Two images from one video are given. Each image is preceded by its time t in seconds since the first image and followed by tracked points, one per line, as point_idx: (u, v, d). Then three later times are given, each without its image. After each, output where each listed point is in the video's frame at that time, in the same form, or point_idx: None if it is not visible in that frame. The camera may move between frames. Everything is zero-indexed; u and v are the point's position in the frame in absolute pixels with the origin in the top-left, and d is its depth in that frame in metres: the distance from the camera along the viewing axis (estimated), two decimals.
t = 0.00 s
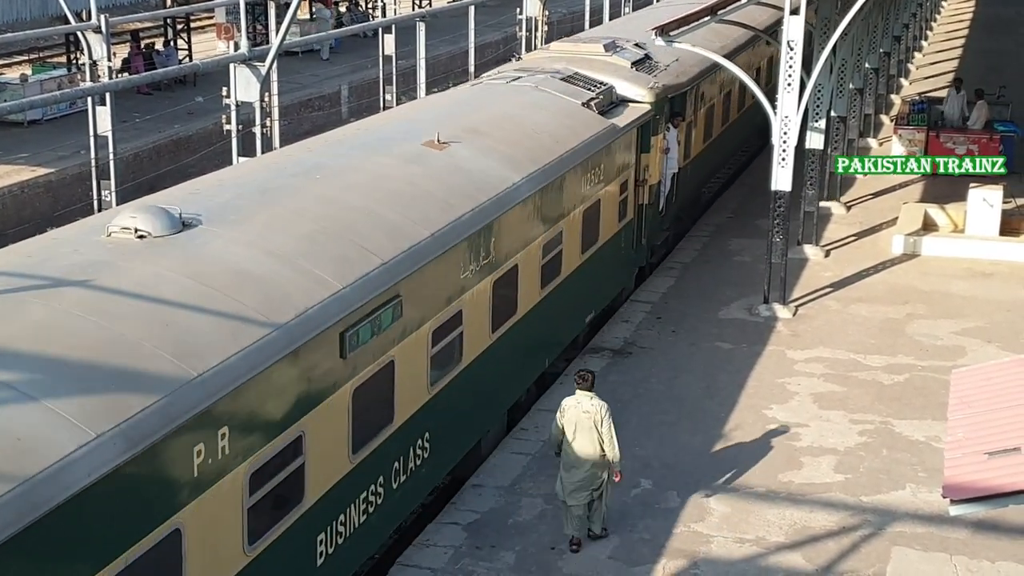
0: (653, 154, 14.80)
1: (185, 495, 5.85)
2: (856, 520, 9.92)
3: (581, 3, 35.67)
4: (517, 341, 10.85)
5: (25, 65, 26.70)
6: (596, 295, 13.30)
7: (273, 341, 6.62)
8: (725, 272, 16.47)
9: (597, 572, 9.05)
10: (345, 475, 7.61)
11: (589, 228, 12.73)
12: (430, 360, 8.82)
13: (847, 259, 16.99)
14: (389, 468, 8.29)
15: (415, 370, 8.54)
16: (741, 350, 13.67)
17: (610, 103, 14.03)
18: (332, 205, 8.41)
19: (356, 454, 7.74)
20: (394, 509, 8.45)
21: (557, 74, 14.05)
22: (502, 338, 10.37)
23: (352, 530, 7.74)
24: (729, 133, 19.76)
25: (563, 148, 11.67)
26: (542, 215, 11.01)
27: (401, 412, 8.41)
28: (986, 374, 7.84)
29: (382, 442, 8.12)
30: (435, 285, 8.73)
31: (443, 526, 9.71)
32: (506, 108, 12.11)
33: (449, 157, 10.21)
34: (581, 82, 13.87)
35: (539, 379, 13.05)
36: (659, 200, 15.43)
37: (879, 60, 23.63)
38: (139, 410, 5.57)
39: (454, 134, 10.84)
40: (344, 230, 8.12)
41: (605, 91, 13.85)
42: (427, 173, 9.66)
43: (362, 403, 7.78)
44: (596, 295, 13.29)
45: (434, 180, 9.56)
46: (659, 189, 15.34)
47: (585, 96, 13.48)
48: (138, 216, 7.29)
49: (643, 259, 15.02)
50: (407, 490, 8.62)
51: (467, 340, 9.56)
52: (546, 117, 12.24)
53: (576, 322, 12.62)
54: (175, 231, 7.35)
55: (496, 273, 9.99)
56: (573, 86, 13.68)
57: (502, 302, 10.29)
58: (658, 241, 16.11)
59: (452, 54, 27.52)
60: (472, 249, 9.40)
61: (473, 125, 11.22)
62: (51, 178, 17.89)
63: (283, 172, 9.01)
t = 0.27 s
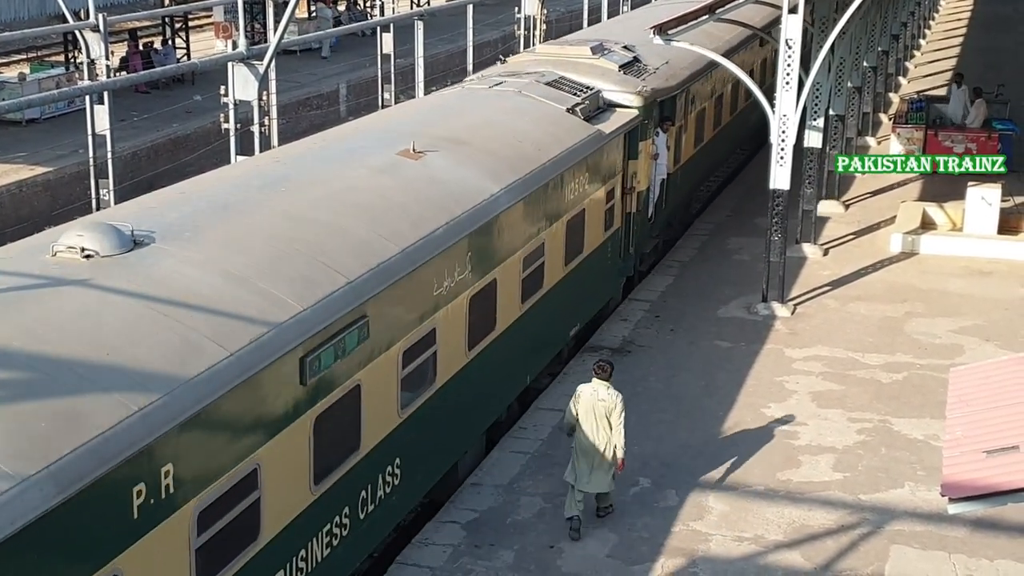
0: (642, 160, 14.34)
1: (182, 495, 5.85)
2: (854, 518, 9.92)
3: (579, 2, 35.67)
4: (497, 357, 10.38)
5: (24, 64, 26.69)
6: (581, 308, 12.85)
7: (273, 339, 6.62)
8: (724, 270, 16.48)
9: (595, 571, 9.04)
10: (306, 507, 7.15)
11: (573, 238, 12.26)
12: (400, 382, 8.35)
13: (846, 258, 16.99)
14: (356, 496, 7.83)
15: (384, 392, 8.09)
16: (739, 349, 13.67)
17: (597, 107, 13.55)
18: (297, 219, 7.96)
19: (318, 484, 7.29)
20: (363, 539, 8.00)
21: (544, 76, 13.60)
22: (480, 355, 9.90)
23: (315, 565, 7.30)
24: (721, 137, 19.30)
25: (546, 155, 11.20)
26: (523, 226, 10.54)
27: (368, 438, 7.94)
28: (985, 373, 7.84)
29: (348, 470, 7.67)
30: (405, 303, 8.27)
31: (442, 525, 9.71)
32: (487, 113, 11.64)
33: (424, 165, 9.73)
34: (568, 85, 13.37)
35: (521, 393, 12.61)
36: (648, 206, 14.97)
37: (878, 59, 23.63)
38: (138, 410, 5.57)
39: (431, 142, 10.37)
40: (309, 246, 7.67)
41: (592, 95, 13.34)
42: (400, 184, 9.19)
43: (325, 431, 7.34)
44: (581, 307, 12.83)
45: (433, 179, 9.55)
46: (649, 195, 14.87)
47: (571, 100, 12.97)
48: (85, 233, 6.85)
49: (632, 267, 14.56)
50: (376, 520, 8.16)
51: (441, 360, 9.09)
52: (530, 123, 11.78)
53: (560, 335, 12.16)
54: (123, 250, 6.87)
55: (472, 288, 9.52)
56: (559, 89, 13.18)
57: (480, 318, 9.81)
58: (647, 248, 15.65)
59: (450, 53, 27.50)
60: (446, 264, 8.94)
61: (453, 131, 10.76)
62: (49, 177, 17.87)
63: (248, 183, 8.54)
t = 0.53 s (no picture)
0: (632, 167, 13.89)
1: (182, 494, 5.86)
2: (855, 516, 9.92)
3: None
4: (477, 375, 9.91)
5: (23, 62, 26.68)
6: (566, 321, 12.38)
7: (273, 338, 6.61)
8: (725, 268, 16.48)
9: (596, 569, 9.04)
10: (265, 544, 6.68)
11: (558, 249, 11.80)
12: (369, 407, 7.86)
13: (846, 256, 16.99)
14: (321, 529, 7.35)
15: (351, 418, 7.61)
16: (740, 347, 13.67)
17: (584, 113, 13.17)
18: (260, 235, 7.51)
19: (276, 520, 6.79)
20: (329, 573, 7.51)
21: (529, 82, 13.21)
22: (458, 374, 9.43)
23: None
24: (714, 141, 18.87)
25: (528, 164, 10.77)
26: (503, 240, 10.09)
27: (333, 466, 7.46)
28: (986, 371, 7.83)
29: (311, 501, 7.19)
30: (374, 323, 7.80)
31: (442, 523, 9.71)
32: (468, 121, 11.23)
33: (399, 176, 9.29)
34: (553, 91, 13.00)
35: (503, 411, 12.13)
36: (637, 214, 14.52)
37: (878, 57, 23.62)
38: (138, 408, 5.57)
39: (407, 151, 9.92)
40: (271, 264, 7.21)
41: (578, 101, 12.95)
42: (372, 197, 8.73)
43: (283, 461, 6.85)
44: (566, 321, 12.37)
45: (432, 178, 9.53)
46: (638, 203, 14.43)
47: (556, 107, 12.58)
48: (29, 254, 6.43)
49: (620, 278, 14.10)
50: (345, 552, 7.68)
51: (416, 380, 8.60)
52: (512, 130, 11.36)
53: (544, 351, 11.69)
54: (67, 272, 6.43)
55: (448, 305, 9.05)
56: (544, 95, 12.81)
57: (456, 337, 9.34)
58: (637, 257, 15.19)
59: (450, 51, 27.48)
60: (419, 281, 8.48)
61: (430, 140, 10.32)
62: (49, 175, 17.85)
63: (208, 197, 8.06)
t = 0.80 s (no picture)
0: (618, 173, 13.53)
1: (176, 492, 5.84)
2: (852, 513, 9.92)
3: None
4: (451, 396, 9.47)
5: (21, 59, 26.68)
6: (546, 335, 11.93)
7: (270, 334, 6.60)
8: (723, 265, 16.49)
9: (594, 566, 9.04)
10: None
11: (540, 260, 11.41)
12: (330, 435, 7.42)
13: (844, 253, 16.99)
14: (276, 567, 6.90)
15: (313, 444, 7.20)
16: (738, 344, 13.67)
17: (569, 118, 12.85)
18: (216, 253, 7.07)
19: (229, 557, 6.39)
20: None
21: (512, 86, 12.87)
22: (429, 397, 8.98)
23: None
24: (704, 146, 18.50)
25: (508, 173, 10.38)
26: (487, 245, 9.87)
27: (290, 501, 7.00)
28: (985, 369, 7.82)
29: (265, 539, 6.75)
30: (338, 345, 7.38)
31: (440, 520, 9.71)
32: (444, 129, 10.83)
33: (369, 189, 8.88)
34: (536, 95, 12.66)
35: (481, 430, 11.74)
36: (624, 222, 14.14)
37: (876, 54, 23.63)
38: (134, 406, 5.54)
39: (379, 162, 9.53)
40: (225, 284, 6.78)
41: (562, 105, 12.62)
42: (341, 211, 8.33)
43: (259, 474, 6.63)
44: (547, 336, 11.98)
45: (428, 176, 9.53)
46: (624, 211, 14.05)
47: (539, 111, 12.24)
48: None
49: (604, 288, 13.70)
50: None
51: (383, 404, 8.17)
52: (491, 138, 10.99)
53: (524, 367, 11.28)
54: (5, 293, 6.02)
55: (420, 323, 8.64)
56: (526, 100, 12.46)
57: (429, 356, 8.92)
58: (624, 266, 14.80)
59: (448, 48, 27.48)
60: (388, 298, 8.08)
61: (405, 149, 9.94)
62: (48, 172, 17.84)
63: (167, 211, 7.64)
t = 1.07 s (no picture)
0: (601, 183, 13.18)
1: (173, 492, 5.83)
2: (849, 513, 9.93)
3: None
4: (421, 420, 8.97)
5: (17, 58, 26.65)
6: (525, 352, 11.45)
7: (266, 334, 6.60)
8: (720, 265, 16.50)
9: (591, 566, 9.04)
10: None
11: (517, 274, 10.94)
12: (286, 469, 6.92)
13: (841, 253, 17.00)
14: None
15: (268, 479, 6.71)
16: (734, 344, 13.67)
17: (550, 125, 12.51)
18: (161, 275, 6.60)
19: None
20: None
21: (491, 92, 12.54)
22: (395, 423, 8.47)
23: None
24: (693, 152, 18.10)
25: (483, 186, 9.94)
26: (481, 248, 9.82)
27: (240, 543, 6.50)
28: (982, 369, 7.83)
29: None
30: (315, 359, 7.13)
31: (436, 520, 9.71)
32: (417, 138, 10.36)
33: (333, 203, 8.41)
34: (516, 103, 12.32)
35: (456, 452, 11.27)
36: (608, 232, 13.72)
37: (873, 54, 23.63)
38: (131, 406, 5.54)
39: (345, 173, 9.07)
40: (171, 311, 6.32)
41: (542, 113, 12.28)
42: (302, 227, 7.86)
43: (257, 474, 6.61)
44: (526, 353, 11.51)
45: (424, 176, 9.51)
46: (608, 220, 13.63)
47: (519, 119, 11.89)
48: None
49: (587, 302, 13.28)
50: None
51: (346, 432, 7.68)
52: (465, 148, 10.54)
53: (500, 388, 10.80)
54: None
55: (386, 345, 8.15)
56: (505, 108, 12.11)
57: (397, 379, 8.44)
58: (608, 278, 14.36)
59: (445, 48, 27.48)
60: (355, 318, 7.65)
61: (376, 159, 9.49)
62: (44, 172, 17.82)
63: (113, 228, 7.16)
